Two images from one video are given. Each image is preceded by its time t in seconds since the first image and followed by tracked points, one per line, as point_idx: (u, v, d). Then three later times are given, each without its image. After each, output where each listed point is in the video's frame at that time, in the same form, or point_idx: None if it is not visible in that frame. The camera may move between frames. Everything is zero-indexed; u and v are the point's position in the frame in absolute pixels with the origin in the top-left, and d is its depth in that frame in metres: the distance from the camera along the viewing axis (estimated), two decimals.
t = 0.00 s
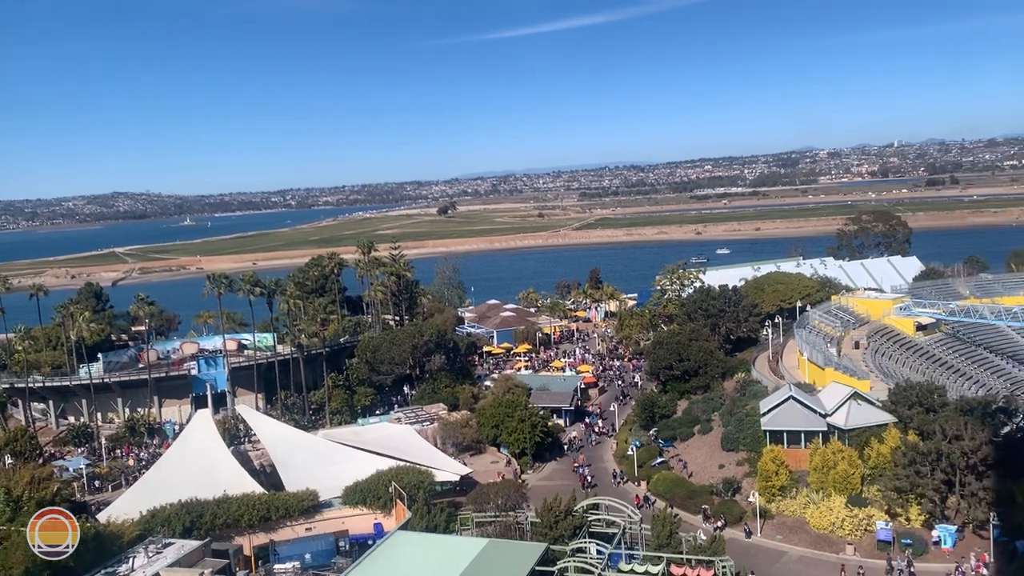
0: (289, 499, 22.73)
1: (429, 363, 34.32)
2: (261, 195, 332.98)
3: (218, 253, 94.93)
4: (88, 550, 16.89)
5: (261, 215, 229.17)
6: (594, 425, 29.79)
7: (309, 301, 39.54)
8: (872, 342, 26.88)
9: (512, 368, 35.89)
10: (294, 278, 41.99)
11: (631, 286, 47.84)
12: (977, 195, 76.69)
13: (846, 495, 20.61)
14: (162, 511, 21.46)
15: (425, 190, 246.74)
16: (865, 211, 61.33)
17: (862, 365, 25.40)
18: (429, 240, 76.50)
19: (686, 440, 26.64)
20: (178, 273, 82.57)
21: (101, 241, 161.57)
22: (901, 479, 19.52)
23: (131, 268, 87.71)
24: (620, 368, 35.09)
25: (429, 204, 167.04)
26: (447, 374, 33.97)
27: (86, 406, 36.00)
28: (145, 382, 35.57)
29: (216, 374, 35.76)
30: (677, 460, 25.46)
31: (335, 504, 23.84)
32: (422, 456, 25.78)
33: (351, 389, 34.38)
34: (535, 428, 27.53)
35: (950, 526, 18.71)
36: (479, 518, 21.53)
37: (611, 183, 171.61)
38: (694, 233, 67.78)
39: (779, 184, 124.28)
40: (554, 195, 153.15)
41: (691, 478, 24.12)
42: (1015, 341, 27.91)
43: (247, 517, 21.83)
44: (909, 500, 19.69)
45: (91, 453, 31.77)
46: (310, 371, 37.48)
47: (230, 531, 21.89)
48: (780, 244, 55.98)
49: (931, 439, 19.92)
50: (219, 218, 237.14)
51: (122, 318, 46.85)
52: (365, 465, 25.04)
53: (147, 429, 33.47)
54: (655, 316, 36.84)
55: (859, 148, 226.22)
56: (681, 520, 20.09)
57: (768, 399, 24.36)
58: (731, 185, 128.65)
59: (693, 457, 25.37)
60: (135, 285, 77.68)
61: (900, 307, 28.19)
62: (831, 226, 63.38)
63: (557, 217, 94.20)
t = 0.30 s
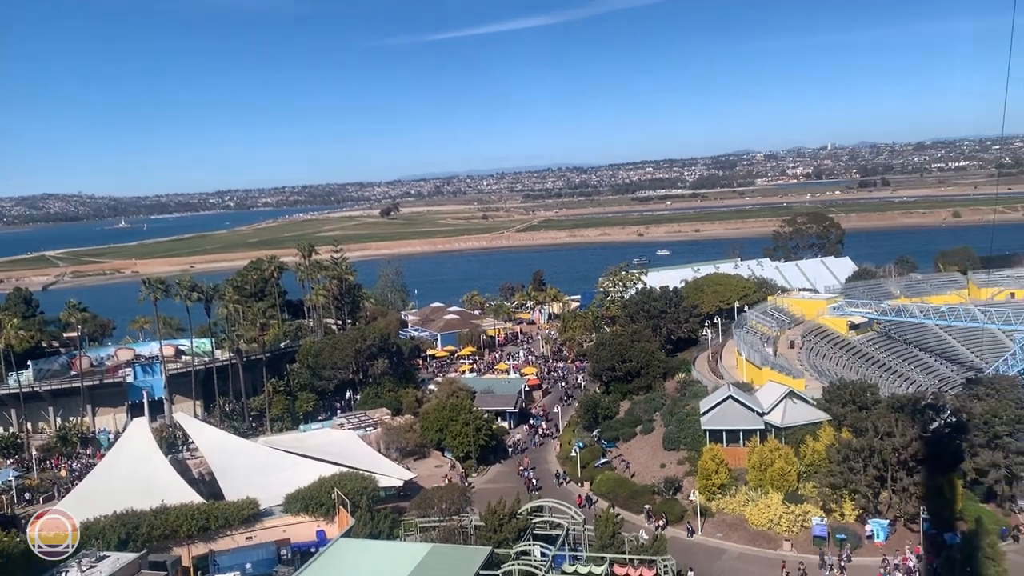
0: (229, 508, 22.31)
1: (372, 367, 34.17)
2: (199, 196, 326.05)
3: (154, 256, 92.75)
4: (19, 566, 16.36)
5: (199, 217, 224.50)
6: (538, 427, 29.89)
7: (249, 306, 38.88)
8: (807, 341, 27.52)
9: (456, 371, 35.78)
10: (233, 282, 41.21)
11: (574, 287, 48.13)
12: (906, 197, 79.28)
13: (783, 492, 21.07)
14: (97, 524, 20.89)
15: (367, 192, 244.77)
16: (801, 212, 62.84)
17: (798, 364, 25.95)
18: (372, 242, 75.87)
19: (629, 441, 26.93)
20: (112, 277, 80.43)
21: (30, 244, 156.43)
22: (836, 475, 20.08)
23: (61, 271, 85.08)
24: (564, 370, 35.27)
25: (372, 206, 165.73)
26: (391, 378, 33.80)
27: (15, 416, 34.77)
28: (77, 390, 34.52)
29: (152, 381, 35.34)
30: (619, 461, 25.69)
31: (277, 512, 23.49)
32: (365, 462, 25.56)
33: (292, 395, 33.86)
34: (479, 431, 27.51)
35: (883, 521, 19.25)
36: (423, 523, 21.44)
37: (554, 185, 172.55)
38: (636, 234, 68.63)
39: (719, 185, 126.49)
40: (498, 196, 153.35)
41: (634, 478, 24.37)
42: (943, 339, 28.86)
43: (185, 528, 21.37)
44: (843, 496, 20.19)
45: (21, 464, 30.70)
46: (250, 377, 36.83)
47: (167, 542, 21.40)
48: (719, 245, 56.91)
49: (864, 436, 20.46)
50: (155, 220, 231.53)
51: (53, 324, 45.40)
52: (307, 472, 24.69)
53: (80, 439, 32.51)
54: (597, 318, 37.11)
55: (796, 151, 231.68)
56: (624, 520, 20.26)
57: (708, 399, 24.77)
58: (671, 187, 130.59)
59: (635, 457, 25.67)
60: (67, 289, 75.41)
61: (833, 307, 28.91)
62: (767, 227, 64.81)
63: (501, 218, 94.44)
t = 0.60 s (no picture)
0: (170, 522, 21.80)
1: (319, 377, 33.79)
2: (143, 199, 319.02)
3: (95, 261, 90.41)
4: None
5: (143, 221, 219.78)
6: (487, 437, 29.81)
7: (193, 314, 38.15)
8: (751, 351, 27.92)
9: (405, 380, 35.53)
10: (177, 289, 40.39)
11: (524, 296, 48.18)
12: (848, 210, 81.31)
13: (727, 502, 21.32)
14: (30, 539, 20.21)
15: (317, 197, 242.24)
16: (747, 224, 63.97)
17: (742, 374, 26.33)
18: (321, 248, 75.05)
19: (577, 450, 26.97)
20: (51, 282, 78.22)
21: None
22: (778, 484, 20.27)
23: None
24: (513, 379, 35.26)
25: (322, 212, 164.14)
26: (338, 388, 33.44)
27: None
28: (12, 400, 33.37)
29: (92, 391, 34.42)
30: (567, 471, 25.74)
31: (220, 525, 23.00)
32: (311, 474, 25.16)
33: (237, 405, 33.27)
34: (427, 442, 27.31)
35: (824, 529, 19.55)
36: (370, 536, 21.17)
37: (506, 193, 172.85)
38: (586, 243, 69.09)
39: (668, 195, 128.11)
40: (449, 204, 152.92)
41: (581, 488, 24.43)
42: (882, 350, 29.56)
43: (124, 542, 20.81)
44: (785, 505, 20.40)
45: None
46: (194, 387, 36.10)
47: (105, 557, 20.80)
48: (667, 255, 57.56)
49: (805, 446, 20.80)
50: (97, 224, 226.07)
51: None
52: (251, 484, 24.24)
53: (14, 451, 31.43)
54: (547, 327, 37.15)
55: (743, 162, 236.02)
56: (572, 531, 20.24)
57: (655, 409, 24.96)
58: (622, 197, 131.90)
59: (583, 467, 25.73)
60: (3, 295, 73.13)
61: (777, 317, 29.39)
62: (715, 237, 65.82)
63: (452, 226, 94.26)
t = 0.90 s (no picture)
0: (104, 543, 21.12)
1: (261, 394, 33.27)
2: (82, 207, 310.99)
3: (29, 271, 87.68)
4: None
5: (82, 229, 214.19)
6: (432, 454, 29.62)
7: (132, 327, 37.25)
8: (695, 369, 28.25)
9: (350, 397, 35.14)
10: (115, 302, 39.40)
11: (471, 311, 48.13)
12: (790, 230, 83.21)
13: (670, 519, 21.49)
14: None
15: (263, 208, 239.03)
16: (692, 242, 64.99)
17: (686, 392, 26.61)
18: (266, 261, 73.97)
19: (522, 468, 26.97)
20: None
21: None
22: (719, 502, 20.39)
23: None
24: (459, 395, 35.13)
25: (268, 223, 162.04)
26: (280, 404, 32.95)
27: None
28: None
29: (24, 407, 33.19)
30: (512, 489, 25.70)
31: (156, 546, 22.35)
32: (251, 491, 24.63)
33: (176, 422, 32.49)
34: (371, 460, 27.02)
35: (763, 546, 19.80)
36: (311, 556, 20.83)
37: (455, 207, 172.69)
38: (534, 259, 69.32)
39: (615, 212, 129.52)
40: (397, 217, 152.24)
41: (526, 506, 24.41)
42: (820, 368, 30.25)
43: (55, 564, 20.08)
44: (726, 523, 20.60)
45: None
46: (131, 402, 35.17)
47: None
48: (613, 272, 58.12)
49: (746, 464, 21.02)
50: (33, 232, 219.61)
51: None
52: (190, 503, 23.57)
53: None
54: (495, 343, 37.03)
55: (688, 181, 240.24)
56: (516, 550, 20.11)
57: (600, 426, 25.11)
58: (570, 213, 132.85)
59: (528, 485, 25.72)
60: None
61: (720, 335, 29.84)
62: (661, 255, 66.69)
63: (401, 239, 93.81)
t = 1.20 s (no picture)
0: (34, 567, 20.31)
1: (203, 412, 32.56)
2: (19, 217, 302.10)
3: None
4: None
5: (19, 240, 208.02)
6: (378, 474, 29.26)
7: (70, 343, 36.18)
8: (642, 388, 28.38)
9: (294, 415, 34.57)
10: (52, 316, 38.25)
11: (420, 328, 47.86)
12: (735, 249, 84.75)
13: (615, 538, 21.54)
14: None
15: (209, 221, 235.06)
16: (640, 261, 65.75)
17: (633, 411, 26.70)
18: (211, 274, 72.60)
19: (469, 487, 26.78)
20: None
21: None
22: (665, 521, 20.54)
23: None
24: (406, 414, 34.82)
25: (214, 236, 159.33)
26: (223, 422, 32.28)
27: None
28: None
29: None
30: (459, 509, 25.52)
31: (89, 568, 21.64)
32: (190, 511, 23.93)
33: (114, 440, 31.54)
34: (314, 480, 26.58)
35: (708, 564, 19.72)
36: None
37: (405, 223, 172.05)
38: (484, 276, 69.31)
39: (566, 230, 130.43)
40: (347, 232, 151.05)
41: (473, 527, 24.22)
42: (763, 387, 30.69)
43: None
44: (671, 542, 20.68)
45: None
46: (67, 420, 34.11)
47: None
48: (563, 290, 58.37)
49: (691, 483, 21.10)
50: None
51: None
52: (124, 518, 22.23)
53: None
54: (443, 360, 36.77)
55: (638, 200, 243.20)
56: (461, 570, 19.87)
57: (547, 445, 25.08)
58: (521, 230, 133.33)
59: (475, 505, 25.55)
60: None
61: (666, 354, 30.08)
62: (609, 273, 67.30)
63: (350, 254, 93.10)
